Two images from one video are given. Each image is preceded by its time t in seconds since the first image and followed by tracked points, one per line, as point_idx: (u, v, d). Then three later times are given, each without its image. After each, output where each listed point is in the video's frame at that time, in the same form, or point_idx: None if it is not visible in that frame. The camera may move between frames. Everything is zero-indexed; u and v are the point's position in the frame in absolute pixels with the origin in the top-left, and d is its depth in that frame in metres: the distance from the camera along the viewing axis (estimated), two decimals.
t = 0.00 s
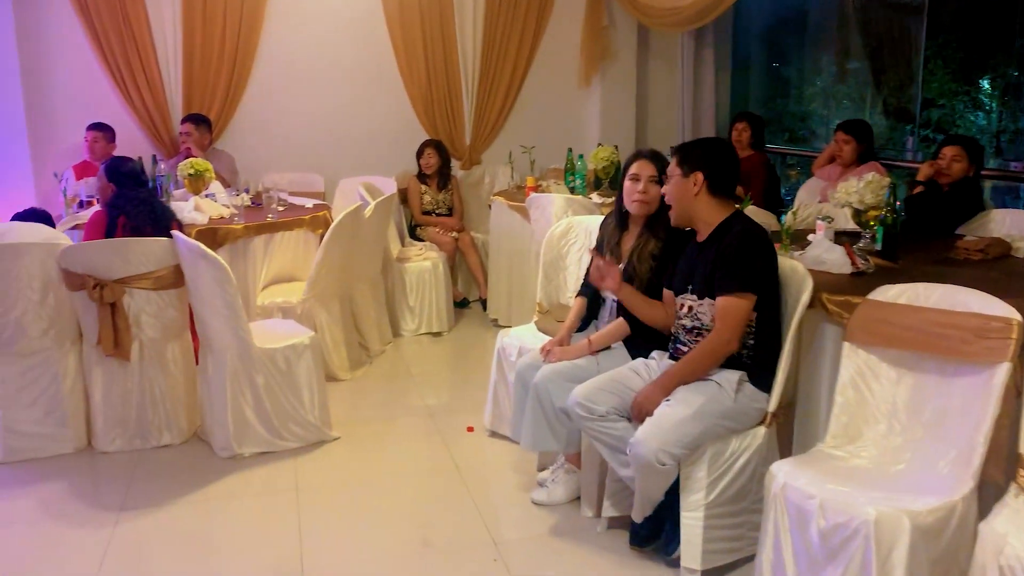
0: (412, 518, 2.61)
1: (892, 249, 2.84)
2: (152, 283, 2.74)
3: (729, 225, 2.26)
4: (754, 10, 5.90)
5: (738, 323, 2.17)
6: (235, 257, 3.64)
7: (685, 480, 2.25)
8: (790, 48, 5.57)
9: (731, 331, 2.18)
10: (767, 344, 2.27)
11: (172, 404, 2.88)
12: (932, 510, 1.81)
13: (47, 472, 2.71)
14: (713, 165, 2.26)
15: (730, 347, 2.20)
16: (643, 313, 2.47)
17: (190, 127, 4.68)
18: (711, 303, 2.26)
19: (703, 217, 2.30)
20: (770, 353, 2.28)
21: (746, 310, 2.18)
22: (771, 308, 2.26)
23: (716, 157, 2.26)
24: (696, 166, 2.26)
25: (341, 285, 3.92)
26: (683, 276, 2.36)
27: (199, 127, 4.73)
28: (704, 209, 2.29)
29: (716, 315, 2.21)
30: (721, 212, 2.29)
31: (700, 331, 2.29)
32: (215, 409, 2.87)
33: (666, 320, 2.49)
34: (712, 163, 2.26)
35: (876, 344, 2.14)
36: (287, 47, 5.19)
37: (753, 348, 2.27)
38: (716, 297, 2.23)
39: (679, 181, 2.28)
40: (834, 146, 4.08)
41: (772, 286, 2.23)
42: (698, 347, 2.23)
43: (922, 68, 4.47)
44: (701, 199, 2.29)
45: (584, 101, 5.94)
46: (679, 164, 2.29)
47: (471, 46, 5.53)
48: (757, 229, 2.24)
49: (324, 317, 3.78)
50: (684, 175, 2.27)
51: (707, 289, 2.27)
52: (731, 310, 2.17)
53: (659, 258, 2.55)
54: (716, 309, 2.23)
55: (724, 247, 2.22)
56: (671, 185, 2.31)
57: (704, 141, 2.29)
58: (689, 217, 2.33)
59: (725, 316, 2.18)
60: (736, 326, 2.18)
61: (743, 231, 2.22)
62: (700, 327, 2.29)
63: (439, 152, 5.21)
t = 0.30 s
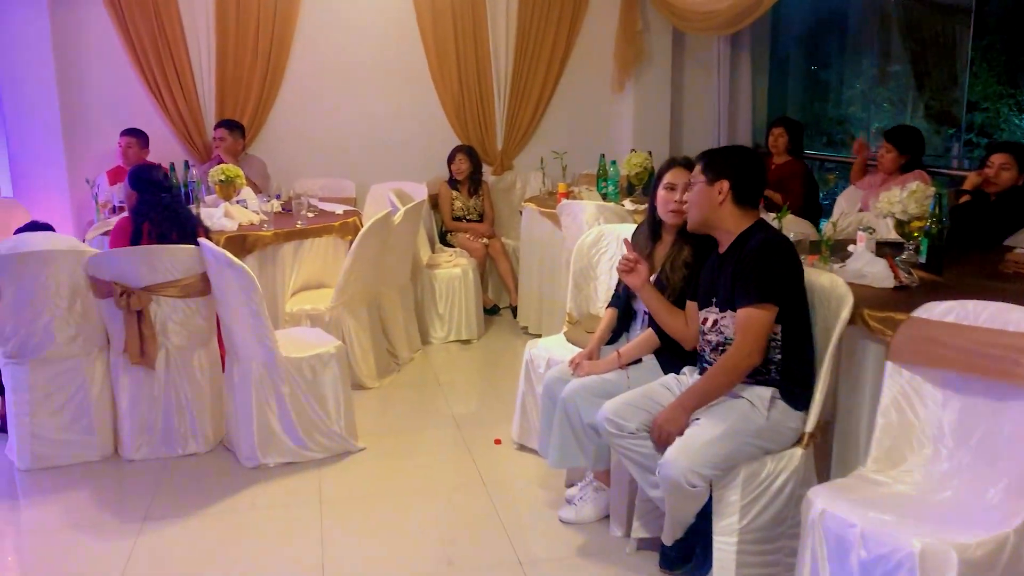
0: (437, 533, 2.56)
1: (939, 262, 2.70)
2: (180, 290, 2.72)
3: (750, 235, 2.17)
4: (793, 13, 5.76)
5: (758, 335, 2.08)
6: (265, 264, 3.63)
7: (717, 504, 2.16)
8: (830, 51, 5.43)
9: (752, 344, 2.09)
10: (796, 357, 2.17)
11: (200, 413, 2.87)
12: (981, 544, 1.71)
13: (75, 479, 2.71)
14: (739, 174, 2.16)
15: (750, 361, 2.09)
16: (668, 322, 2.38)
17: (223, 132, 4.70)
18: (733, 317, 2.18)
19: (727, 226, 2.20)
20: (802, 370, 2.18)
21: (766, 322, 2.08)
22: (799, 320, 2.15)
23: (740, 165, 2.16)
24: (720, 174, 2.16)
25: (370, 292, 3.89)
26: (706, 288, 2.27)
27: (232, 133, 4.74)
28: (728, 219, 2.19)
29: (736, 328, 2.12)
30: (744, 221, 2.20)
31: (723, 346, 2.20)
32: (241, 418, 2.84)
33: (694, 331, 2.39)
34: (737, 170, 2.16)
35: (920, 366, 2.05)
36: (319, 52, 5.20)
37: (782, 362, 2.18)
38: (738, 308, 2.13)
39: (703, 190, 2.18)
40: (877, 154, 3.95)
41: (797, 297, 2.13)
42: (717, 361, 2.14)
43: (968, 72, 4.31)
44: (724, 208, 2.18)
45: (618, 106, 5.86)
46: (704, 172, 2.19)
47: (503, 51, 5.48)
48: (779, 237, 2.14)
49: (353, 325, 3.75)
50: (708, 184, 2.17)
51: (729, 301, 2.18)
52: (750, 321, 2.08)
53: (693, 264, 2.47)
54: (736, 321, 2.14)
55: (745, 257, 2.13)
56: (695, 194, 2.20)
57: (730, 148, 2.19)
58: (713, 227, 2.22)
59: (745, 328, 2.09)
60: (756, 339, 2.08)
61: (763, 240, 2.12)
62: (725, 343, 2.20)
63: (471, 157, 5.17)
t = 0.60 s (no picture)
0: (475, 544, 2.51)
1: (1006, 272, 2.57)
2: (226, 295, 2.74)
3: (787, 239, 2.04)
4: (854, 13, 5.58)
5: (791, 345, 1.95)
6: (311, 268, 3.64)
7: (768, 524, 2.06)
8: (892, 51, 5.23)
9: (785, 354, 1.96)
10: (840, 366, 2.03)
11: (242, 417, 2.88)
12: None
13: (120, 481, 2.75)
14: (780, 173, 2.03)
15: (784, 372, 1.97)
16: (704, 321, 2.27)
17: (273, 138, 4.75)
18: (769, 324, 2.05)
19: (765, 228, 2.08)
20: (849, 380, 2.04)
21: (801, 331, 1.94)
22: (840, 328, 2.01)
23: (783, 163, 2.03)
24: (760, 173, 2.05)
25: (415, 297, 3.87)
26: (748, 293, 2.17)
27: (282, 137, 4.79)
28: (767, 221, 2.07)
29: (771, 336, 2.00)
30: (786, 223, 2.07)
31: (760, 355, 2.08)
32: (283, 424, 2.84)
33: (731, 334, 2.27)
34: (778, 169, 2.03)
35: (986, 382, 1.93)
36: (369, 58, 5.23)
37: (825, 373, 2.05)
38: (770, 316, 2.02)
39: (742, 189, 2.08)
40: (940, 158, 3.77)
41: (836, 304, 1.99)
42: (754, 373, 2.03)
43: None
44: (764, 208, 2.07)
45: (670, 110, 5.75)
46: (745, 170, 2.08)
47: (553, 54, 5.42)
48: (818, 241, 1.99)
49: (397, 330, 3.73)
50: (747, 182, 2.06)
51: (765, 308, 2.06)
52: (778, 330, 1.96)
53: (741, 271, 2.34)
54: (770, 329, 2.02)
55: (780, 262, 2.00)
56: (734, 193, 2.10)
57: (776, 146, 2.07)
58: (751, 228, 2.11)
59: (778, 338, 1.96)
60: (790, 348, 1.95)
61: (798, 243, 1.98)
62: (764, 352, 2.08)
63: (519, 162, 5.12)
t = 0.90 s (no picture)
0: (540, 549, 2.47)
1: None
2: (302, 291, 2.78)
3: (850, 243, 1.91)
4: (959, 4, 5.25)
5: (858, 355, 1.83)
6: (388, 267, 3.67)
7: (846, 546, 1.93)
8: (1001, 44, 4.90)
9: (854, 366, 1.85)
10: (914, 375, 1.89)
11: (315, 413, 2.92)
12: None
13: (199, 472, 2.84)
14: (838, 175, 1.91)
15: (857, 383, 1.86)
16: (771, 326, 2.14)
17: (356, 137, 4.82)
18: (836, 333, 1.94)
19: (825, 233, 1.97)
20: (926, 390, 1.89)
21: (870, 341, 1.83)
22: (912, 336, 1.87)
23: (843, 164, 1.91)
24: (819, 175, 1.93)
25: (489, 297, 3.85)
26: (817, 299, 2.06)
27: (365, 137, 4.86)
28: (828, 225, 1.96)
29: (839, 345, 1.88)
30: (848, 226, 1.95)
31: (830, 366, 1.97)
32: (354, 421, 2.87)
33: (799, 341, 2.13)
34: (836, 171, 1.91)
35: None
36: (451, 57, 5.25)
37: (900, 383, 1.91)
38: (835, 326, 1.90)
39: (800, 192, 1.98)
40: None
41: (905, 310, 1.85)
42: (825, 386, 1.92)
43: None
44: (823, 212, 1.95)
45: (757, 108, 5.55)
46: (804, 172, 1.98)
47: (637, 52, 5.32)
48: (884, 245, 1.86)
49: (470, 330, 3.72)
50: (805, 186, 1.96)
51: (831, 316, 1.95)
52: (843, 341, 1.85)
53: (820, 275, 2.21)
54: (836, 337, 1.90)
55: (843, 268, 1.88)
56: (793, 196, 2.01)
57: (840, 146, 1.94)
58: (813, 232, 2.00)
59: (845, 347, 1.85)
60: (860, 359, 1.84)
61: (861, 247, 1.86)
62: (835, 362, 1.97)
63: (599, 160, 5.04)
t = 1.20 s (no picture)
0: (615, 562, 2.41)
1: None
2: (386, 292, 2.82)
3: (944, 256, 1.77)
4: None
5: (948, 377, 1.69)
6: (474, 269, 3.70)
7: None
8: None
9: (944, 389, 1.70)
10: (1015, 399, 1.72)
11: (398, 412, 2.96)
12: None
13: (286, 465, 2.93)
14: (937, 183, 1.77)
15: (945, 407, 1.71)
16: (857, 346, 2.04)
17: (452, 138, 4.88)
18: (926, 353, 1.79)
19: (916, 245, 1.83)
20: None
21: (963, 363, 1.68)
22: (1011, 357, 1.71)
23: (942, 172, 1.77)
24: (918, 182, 1.79)
25: (575, 301, 3.81)
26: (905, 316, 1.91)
27: (461, 138, 4.91)
28: (921, 235, 1.82)
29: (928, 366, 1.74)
30: (942, 239, 1.81)
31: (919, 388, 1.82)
32: (435, 423, 2.89)
33: (890, 362, 2.01)
34: (934, 179, 1.78)
35: None
36: (547, 59, 5.22)
37: (998, 408, 1.75)
38: (926, 344, 1.75)
39: (892, 198, 1.84)
40: None
41: (1004, 329, 1.69)
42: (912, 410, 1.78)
43: None
44: (916, 223, 1.82)
45: (867, 109, 5.27)
46: (899, 177, 1.84)
47: (738, 51, 5.14)
48: (981, 259, 1.71)
49: (555, 335, 3.69)
50: (901, 192, 1.82)
51: (921, 335, 1.80)
52: (932, 362, 1.71)
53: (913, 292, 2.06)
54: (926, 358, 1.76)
55: (934, 282, 1.74)
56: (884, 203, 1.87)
57: (940, 152, 1.81)
58: (903, 243, 1.87)
59: (935, 369, 1.71)
60: (951, 382, 1.69)
61: (954, 262, 1.72)
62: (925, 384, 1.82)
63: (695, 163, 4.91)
